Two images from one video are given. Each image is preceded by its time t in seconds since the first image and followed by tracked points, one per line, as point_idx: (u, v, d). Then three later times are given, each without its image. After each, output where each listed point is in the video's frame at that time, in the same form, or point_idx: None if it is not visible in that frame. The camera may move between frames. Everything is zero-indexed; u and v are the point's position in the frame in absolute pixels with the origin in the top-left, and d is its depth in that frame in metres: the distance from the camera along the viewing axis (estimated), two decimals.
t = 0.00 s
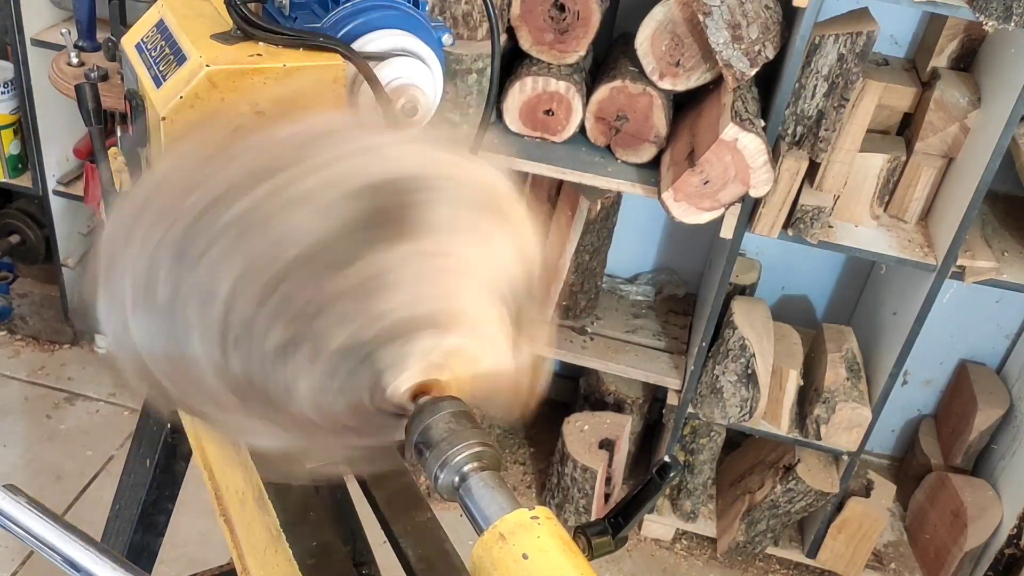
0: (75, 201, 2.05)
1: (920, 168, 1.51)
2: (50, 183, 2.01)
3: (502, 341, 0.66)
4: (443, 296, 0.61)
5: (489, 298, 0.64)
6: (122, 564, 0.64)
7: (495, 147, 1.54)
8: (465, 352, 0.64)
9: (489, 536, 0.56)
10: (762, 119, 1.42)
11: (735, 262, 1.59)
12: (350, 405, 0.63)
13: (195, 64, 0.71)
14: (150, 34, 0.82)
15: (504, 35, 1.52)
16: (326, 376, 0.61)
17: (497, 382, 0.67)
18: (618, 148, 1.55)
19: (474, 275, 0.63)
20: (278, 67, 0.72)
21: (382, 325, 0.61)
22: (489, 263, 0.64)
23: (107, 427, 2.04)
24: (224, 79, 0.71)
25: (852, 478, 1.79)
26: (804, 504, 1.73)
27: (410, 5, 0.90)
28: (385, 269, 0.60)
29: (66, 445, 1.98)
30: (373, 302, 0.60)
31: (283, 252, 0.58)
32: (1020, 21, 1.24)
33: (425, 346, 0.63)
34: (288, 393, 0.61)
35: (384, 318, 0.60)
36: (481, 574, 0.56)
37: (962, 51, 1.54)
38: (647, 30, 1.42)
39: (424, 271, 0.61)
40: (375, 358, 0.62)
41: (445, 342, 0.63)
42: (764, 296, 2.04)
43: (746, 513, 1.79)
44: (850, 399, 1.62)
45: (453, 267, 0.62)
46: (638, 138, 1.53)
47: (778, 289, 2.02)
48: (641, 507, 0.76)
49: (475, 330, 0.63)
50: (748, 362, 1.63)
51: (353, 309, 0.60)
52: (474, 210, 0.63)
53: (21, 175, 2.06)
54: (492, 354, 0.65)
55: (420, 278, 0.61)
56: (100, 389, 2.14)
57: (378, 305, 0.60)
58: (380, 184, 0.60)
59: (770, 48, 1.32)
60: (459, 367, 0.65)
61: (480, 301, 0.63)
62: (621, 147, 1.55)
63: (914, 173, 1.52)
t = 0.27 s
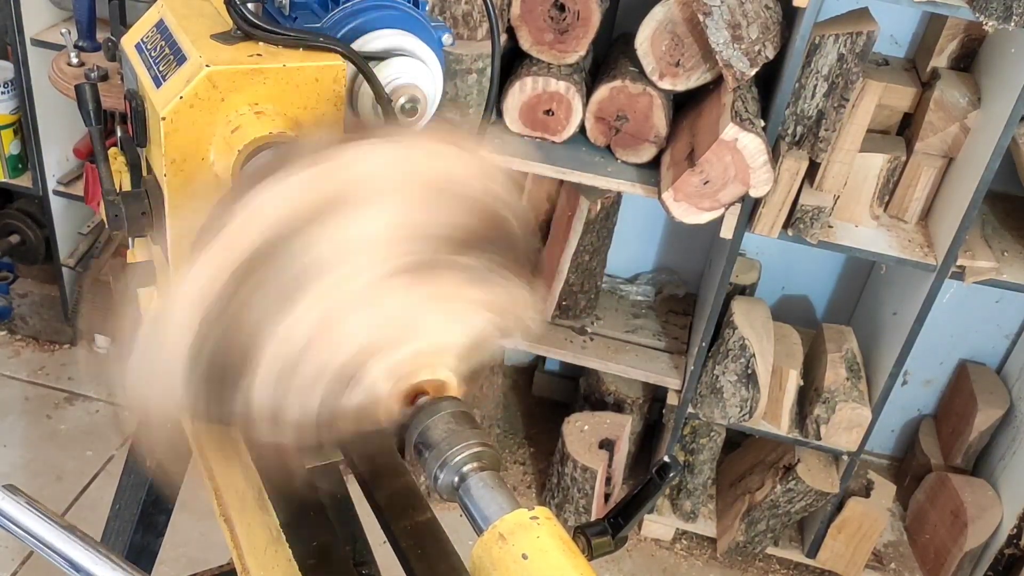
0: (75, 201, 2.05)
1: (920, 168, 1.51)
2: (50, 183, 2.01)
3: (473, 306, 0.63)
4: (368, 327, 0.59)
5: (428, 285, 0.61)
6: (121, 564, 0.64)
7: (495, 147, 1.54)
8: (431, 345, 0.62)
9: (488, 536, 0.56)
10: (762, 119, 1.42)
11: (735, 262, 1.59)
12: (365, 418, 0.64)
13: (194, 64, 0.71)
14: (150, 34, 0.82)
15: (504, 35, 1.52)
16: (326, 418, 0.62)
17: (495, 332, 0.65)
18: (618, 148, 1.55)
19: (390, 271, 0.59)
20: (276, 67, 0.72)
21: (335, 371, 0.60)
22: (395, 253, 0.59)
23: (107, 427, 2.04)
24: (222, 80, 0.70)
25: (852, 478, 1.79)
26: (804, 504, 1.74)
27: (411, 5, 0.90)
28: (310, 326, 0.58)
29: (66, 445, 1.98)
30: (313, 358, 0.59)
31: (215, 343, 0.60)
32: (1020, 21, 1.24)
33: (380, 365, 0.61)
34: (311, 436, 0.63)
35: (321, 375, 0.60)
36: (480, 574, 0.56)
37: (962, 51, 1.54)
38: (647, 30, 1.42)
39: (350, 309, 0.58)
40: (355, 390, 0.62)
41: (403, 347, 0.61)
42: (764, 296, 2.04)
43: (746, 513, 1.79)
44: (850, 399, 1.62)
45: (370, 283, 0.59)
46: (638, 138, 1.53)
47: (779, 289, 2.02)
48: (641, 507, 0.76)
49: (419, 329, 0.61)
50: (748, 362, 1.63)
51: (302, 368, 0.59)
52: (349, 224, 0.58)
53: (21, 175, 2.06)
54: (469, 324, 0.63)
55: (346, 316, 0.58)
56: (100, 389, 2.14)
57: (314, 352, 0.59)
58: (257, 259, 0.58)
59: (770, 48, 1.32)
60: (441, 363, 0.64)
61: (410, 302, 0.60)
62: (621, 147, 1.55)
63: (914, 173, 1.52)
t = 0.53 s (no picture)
0: (75, 201, 2.05)
1: (920, 168, 1.51)
2: (50, 183, 2.01)
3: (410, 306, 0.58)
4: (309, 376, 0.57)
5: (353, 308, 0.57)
6: (121, 565, 0.64)
7: (495, 147, 1.54)
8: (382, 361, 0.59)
9: (488, 535, 0.56)
10: (762, 119, 1.42)
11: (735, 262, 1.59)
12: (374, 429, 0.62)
13: (195, 63, 0.71)
14: (150, 34, 0.82)
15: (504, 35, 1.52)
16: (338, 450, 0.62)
17: (453, 315, 0.60)
18: (618, 148, 1.55)
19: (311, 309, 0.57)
20: (277, 67, 0.72)
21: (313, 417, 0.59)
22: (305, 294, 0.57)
23: (107, 427, 2.04)
24: (223, 80, 0.70)
25: (852, 478, 1.79)
26: (804, 504, 1.74)
27: (411, 5, 0.90)
28: (277, 382, 0.58)
29: (66, 445, 1.98)
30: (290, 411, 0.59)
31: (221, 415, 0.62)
32: (1020, 21, 1.24)
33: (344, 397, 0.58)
34: (346, 462, 0.63)
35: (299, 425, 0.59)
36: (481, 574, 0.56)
37: (962, 51, 1.54)
38: (647, 30, 1.42)
39: (311, 334, 0.57)
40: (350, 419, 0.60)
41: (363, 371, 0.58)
42: (765, 296, 2.04)
43: (746, 513, 1.79)
44: (850, 399, 1.62)
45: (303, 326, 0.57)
46: (638, 138, 1.53)
47: (779, 289, 2.02)
48: (641, 507, 0.76)
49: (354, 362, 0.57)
50: (748, 362, 1.63)
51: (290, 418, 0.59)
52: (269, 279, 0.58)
53: (22, 175, 2.06)
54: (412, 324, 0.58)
55: (299, 366, 0.57)
56: (100, 389, 2.14)
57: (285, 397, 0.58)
58: (211, 350, 0.59)
59: (770, 48, 1.32)
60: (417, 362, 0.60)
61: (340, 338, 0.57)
62: (621, 147, 1.55)
63: (914, 173, 1.52)
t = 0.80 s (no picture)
0: (75, 201, 2.05)
1: (920, 168, 1.51)
2: (50, 183, 2.01)
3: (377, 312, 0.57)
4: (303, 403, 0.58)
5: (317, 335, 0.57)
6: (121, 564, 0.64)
7: (495, 146, 1.54)
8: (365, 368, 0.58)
9: (489, 536, 0.56)
10: (762, 119, 1.42)
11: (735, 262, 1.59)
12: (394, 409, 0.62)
13: (195, 63, 0.71)
14: (150, 34, 0.82)
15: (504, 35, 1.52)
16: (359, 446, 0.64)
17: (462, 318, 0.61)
18: (618, 148, 1.55)
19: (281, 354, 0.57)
20: (277, 67, 0.72)
21: (315, 431, 0.60)
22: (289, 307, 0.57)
23: (107, 427, 2.04)
24: (222, 80, 0.70)
25: (852, 478, 1.79)
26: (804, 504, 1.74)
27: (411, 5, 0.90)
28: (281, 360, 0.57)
29: (66, 445, 1.98)
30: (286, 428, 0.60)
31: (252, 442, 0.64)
32: (1020, 21, 1.24)
33: (342, 396, 0.58)
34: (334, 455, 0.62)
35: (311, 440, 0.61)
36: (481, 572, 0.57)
37: (962, 51, 1.54)
38: (647, 30, 1.42)
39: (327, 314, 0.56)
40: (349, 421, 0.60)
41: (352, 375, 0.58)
42: (765, 296, 2.04)
43: (746, 513, 1.79)
44: (850, 399, 1.62)
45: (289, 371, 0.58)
46: (638, 138, 1.53)
47: (779, 289, 2.02)
48: (642, 507, 0.76)
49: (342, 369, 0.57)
50: (748, 362, 1.63)
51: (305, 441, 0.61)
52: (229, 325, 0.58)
53: (21, 175, 2.06)
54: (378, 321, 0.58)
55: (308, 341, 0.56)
56: (100, 389, 2.14)
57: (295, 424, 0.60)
58: (219, 317, 0.58)
59: (770, 48, 1.32)
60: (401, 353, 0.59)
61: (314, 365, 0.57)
62: (621, 147, 1.55)
63: (914, 173, 1.52)
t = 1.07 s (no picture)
0: (75, 201, 2.05)
1: (920, 168, 1.51)
2: (50, 183, 2.01)
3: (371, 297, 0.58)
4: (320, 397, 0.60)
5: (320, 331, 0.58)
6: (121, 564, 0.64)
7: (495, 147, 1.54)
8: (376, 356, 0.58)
9: (489, 536, 0.56)
10: (762, 119, 1.42)
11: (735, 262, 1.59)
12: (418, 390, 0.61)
13: (195, 63, 0.71)
14: (150, 34, 0.82)
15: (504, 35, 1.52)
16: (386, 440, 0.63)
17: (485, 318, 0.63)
18: (618, 148, 1.55)
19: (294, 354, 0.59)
20: (277, 67, 0.72)
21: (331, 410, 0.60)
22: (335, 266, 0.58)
23: (107, 427, 2.04)
24: (223, 81, 0.70)
25: (852, 478, 1.79)
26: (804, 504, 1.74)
27: (411, 5, 0.90)
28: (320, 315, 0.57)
29: (66, 445, 1.98)
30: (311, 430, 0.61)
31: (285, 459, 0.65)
32: (1020, 21, 1.24)
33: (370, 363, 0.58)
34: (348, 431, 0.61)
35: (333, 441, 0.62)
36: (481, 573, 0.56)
37: (962, 51, 1.54)
38: (647, 30, 1.42)
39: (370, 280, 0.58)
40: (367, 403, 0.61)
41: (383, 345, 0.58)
42: (764, 296, 2.04)
43: (746, 513, 1.79)
44: (850, 399, 1.62)
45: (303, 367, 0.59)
46: (638, 138, 1.53)
47: (779, 289, 2.02)
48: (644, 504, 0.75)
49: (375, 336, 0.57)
50: (748, 362, 1.63)
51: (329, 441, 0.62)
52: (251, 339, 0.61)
53: (21, 175, 2.06)
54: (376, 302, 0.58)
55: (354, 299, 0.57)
56: (101, 389, 2.14)
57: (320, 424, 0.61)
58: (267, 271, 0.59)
59: (770, 48, 1.32)
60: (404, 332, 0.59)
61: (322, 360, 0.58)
62: (621, 147, 1.55)
63: (914, 173, 1.52)
